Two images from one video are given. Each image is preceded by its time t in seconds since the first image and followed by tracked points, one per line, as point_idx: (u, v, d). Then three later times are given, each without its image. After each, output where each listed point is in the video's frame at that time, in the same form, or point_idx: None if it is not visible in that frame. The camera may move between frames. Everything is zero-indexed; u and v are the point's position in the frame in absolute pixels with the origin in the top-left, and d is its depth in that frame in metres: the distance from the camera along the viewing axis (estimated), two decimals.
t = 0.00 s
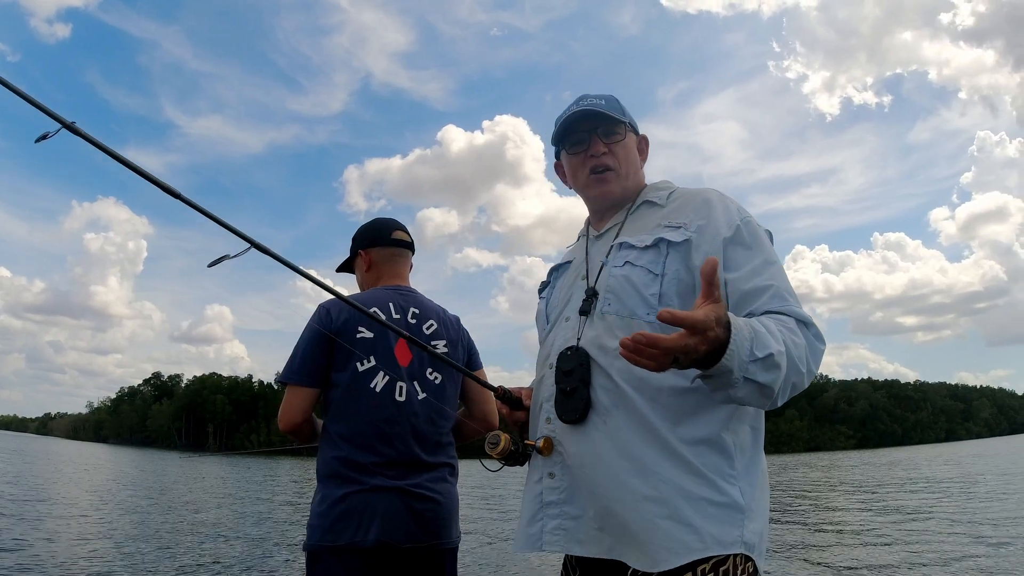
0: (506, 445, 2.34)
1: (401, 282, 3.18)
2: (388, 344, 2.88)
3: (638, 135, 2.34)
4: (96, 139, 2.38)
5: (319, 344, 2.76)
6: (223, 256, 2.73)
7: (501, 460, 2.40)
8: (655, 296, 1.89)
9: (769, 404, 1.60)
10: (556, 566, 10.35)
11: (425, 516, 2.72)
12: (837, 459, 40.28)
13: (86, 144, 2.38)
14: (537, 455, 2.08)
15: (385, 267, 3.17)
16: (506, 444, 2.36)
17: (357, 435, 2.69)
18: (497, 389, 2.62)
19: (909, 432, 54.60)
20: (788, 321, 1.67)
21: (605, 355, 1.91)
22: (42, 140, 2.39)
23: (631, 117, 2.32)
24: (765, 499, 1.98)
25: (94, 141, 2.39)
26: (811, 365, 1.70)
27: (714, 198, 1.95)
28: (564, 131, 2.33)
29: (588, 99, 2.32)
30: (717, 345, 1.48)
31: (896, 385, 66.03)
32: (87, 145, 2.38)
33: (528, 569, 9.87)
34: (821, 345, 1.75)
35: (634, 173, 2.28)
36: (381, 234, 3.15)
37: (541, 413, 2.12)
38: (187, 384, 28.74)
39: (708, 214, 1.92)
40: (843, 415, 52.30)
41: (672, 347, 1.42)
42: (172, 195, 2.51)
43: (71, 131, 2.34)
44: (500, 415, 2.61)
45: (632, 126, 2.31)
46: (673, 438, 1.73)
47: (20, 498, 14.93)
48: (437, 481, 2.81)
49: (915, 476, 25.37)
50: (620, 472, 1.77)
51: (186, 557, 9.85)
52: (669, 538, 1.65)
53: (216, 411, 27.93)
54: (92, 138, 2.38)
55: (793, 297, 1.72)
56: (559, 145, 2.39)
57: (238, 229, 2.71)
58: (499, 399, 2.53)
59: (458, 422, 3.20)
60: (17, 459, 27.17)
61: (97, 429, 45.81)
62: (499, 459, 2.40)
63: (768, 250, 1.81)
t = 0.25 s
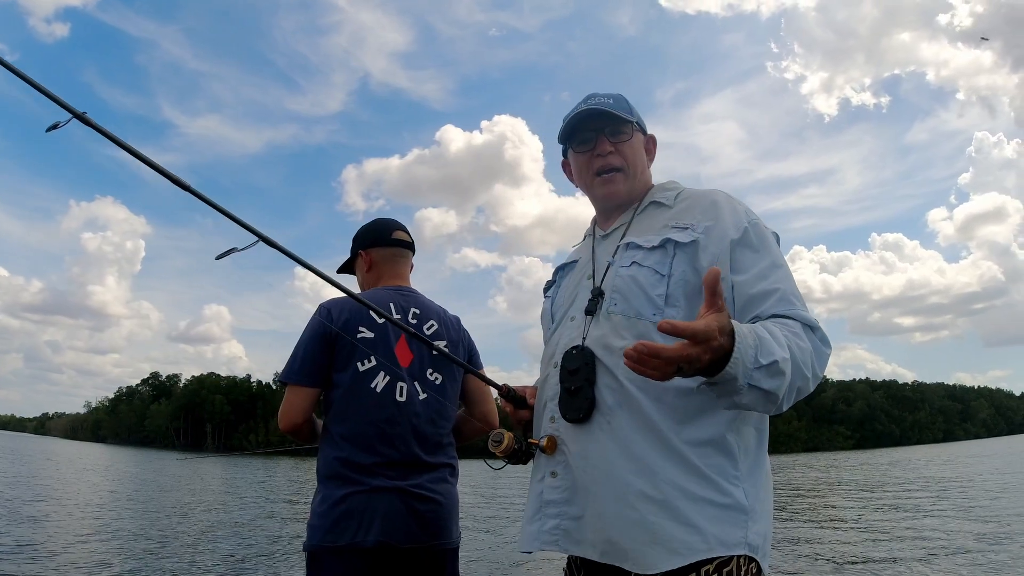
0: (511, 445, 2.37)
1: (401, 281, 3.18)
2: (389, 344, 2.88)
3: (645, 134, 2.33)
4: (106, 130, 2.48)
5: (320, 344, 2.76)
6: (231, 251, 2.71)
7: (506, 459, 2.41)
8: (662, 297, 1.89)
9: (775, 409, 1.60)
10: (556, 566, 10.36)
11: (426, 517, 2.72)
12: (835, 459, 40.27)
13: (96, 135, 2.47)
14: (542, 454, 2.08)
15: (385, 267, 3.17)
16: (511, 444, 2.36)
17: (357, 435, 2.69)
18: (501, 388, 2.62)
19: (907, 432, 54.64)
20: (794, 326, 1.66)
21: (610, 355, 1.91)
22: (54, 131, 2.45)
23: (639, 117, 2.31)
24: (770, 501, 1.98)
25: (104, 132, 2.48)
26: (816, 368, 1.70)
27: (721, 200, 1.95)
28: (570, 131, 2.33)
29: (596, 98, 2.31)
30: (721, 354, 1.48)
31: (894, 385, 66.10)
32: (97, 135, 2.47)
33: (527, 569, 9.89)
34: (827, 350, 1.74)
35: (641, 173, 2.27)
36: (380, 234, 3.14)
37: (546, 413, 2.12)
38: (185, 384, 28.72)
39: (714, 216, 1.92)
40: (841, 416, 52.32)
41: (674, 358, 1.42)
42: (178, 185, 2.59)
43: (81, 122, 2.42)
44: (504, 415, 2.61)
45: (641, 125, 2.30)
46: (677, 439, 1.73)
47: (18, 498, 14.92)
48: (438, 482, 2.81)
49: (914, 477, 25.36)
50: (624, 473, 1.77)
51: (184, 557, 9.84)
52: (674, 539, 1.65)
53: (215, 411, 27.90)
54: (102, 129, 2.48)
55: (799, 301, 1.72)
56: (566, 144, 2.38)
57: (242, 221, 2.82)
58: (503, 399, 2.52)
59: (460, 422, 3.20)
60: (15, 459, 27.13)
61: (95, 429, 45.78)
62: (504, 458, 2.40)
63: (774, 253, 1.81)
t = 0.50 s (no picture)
0: (512, 444, 2.36)
1: (399, 280, 3.18)
2: (387, 343, 2.88)
3: (646, 135, 2.33)
4: (108, 133, 2.50)
5: (318, 343, 2.76)
6: (236, 252, 2.70)
7: (507, 459, 2.41)
8: (663, 298, 1.89)
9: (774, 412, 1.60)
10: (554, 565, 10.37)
11: (424, 515, 2.72)
12: (833, 459, 40.28)
13: (99, 138, 2.50)
14: (542, 454, 2.08)
15: (382, 266, 3.17)
16: (512, 443, 2.36)
17: (357, 434, 2.69)
18: (502, 388, 2.61)
19: (905, 432, 54.69)
20: (795, 328, 1.66)
21: (611, 355, 1.91)
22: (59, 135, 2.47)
23: (639, 118, 2.31)
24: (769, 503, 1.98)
25: (106, 134, 2.50)
26: (816, 369, 1.70)
27: (723, 201, 1.95)
28: (571, 132, 2.33)
29: (597, 99, 2.31)
30: (717, 356, 1.48)
31: (892, 385, 66.25)
32: (100, 138, 2.50)
33: (527, 568, 9.91)
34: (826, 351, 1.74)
35: (642, 175, 2.27)
36: (375, 234, 3.14)
37: (546, 413, 2.13)
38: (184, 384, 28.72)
39: (715, 218, 1.92)
40: (839, 416, 52.35)
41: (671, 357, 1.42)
42: (179, 186, 2.58)
43: (86, 126, 2.44)
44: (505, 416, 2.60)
45: (641, 126, 2.30)
46: (677, 439, 1.73)
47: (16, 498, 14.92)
48: (436, 480, 2.81)
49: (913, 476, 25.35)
50: (625, 473, 1.77)
51: (184, 556, 9.88)
52: (674, 539, 1.65)
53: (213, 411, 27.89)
54: (105, 132, 2.50)
55: (799, 304, 1.72)
56: (567, 146, 2.38)
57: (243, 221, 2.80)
58: (505, 399, 2.52)
59: (460, 422, 3.20)
60: (13, 459, 27.12)
61: (93, 429, 45.81)
62: (505, 457, 2.40)
63: (775, 255, 1.81)
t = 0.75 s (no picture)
0: (514, 443, 2.35)
1: (397, 279, 3.17)
2: (387, 341, 2.87)
3: (649, 136, 2.33)
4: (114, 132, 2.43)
5: (318, 341, 2.75)
6: (240, 251, 2.67)
7: (508, 458, 2.40)
8: (665, 299, 1.89)
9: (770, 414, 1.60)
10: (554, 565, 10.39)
11: (423, 513, 2.72)
12: (831, 459, 40.31)
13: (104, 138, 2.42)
14: (544, 453, 2.08)
15: (381, 266, 3.16)
16: (513, 442, 2.36)
17: (356, 433, 2.68)
18: (503, 388, 2.61)
19: (903, 432, 54.76)
20: (793, 331, 1.66)
21: (612, 355, 1.91)
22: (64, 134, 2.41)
23: (642, 118, 2.31)
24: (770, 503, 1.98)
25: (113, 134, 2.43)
26: (813, 372, 1.70)
27: (725, 202, 1.95)
28: (573, 134, 2.33)
29: (600, 100, 2.31)
30: (709, 358, 1.48)
31: (890, 385, 66.34)
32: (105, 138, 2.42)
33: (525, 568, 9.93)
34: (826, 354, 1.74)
35: (644, 176, 2.27)
36: (373, 235, 3.15)
37: (547, 412, 2.13)
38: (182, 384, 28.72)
39: (718, 220, 1.92)
40: (837, 416, 52.40)
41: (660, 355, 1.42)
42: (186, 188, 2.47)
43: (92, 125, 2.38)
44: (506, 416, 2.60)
45: (643, 127, 2.30)
46: (678, 440, 1.73)
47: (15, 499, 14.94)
48: (435, 479, 2.81)
49: (910, 476, 25.38)
50: (626, 472, 1.77)
51: (185, 557, 9.91)
52: (675, 539, 1.65)
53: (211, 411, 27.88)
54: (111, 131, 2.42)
55: (799, 306, 1.72)
56: (570, 146, 2.38)
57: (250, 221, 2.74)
58: (506, 398, 2.51)
59: (459, 421, 3.19)
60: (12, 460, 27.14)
61: (92, 430, 45.85)
62: (506, 456, 2.40)
63: (777, 257, 1.81)
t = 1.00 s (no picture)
0: (516, 442, 2.35)
1: (398, 280, 3.17)
2: (387, 341, 2.87)
3: (651, 136, 2.32)
4: (130, 127, 2.37)
5: (318, 342, 2.75)
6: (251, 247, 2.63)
7: (510, 457, 2.40)
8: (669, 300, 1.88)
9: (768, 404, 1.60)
10: (553, 565, 10.39)
11: (424, 514, 2.71)
12: (829, 458, 40.32)
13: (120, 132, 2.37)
14: (546, 452, 2.07)
15: (380, 266, 3.16)
16: (516, 442, 2.36)
17: (356, 434, 2.68)
18: (506, 388, 2.60)
19: (901, 432, 54.81)
20: (791, 327, 1.65)
21: (615, 355, 1.91)
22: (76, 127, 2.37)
23: (644, 118, 2.31)
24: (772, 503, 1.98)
25: (129, 129, 2.38)
26: (816, 367, 1.69)
27: (727, 203, 1.95)
28: (576, 134, 2.33)
29: (601, 102, 2.31)
30: (676, 332, 1.49)
31: (888, 385, 66.39)
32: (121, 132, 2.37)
33: (524, 568, 9.95)
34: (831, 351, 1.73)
35: (647, 175, 2.27)
36: (372, 235, 3.16)
37: (550, 412, 2.13)
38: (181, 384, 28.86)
39: (720, 220, 1.92)
40: (835, 416, 52.41)
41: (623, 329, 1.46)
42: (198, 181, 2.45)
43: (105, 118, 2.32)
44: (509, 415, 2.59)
45: (645, 126, 2.30)
46: (680, 441, 1.73)
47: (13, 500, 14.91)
48: (435, 479, 2.80)
49: (908, 476, 25.38)
50: (628, 474, 1.77)
51: (184, 557, 9.93)
52: (677, 539, 1.65)
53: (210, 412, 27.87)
54: (127, 126, 2.37)
55: (801, 306, 1.72)
56: (571, 148, 2.39)
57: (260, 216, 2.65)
58: (509, 397, 2.51)
59: (460, 421, 3.20)
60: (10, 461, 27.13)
61: (89, 430, 45.82)
62: (508, 456, 2.40)
63: (780, 256, 1.81)
